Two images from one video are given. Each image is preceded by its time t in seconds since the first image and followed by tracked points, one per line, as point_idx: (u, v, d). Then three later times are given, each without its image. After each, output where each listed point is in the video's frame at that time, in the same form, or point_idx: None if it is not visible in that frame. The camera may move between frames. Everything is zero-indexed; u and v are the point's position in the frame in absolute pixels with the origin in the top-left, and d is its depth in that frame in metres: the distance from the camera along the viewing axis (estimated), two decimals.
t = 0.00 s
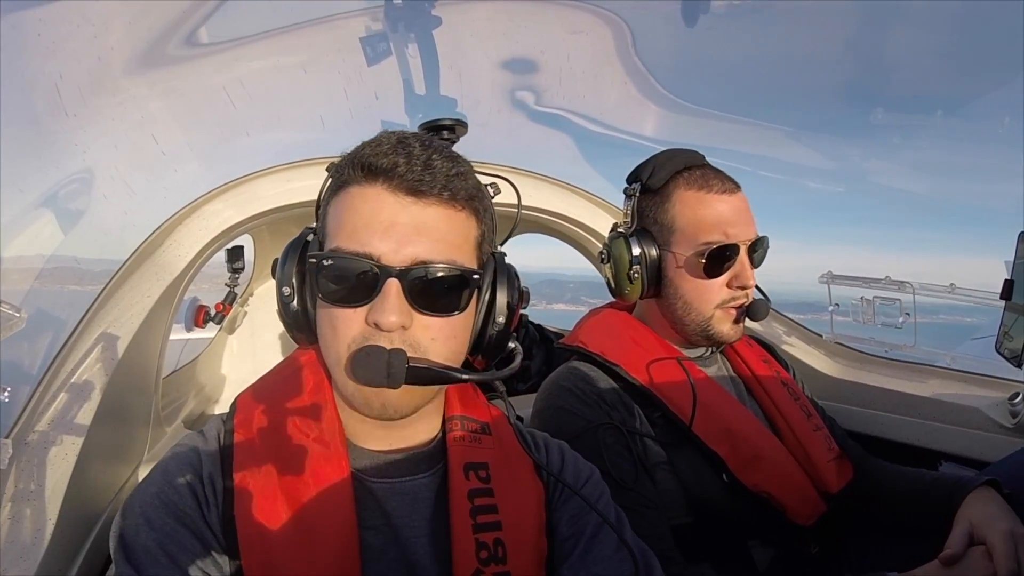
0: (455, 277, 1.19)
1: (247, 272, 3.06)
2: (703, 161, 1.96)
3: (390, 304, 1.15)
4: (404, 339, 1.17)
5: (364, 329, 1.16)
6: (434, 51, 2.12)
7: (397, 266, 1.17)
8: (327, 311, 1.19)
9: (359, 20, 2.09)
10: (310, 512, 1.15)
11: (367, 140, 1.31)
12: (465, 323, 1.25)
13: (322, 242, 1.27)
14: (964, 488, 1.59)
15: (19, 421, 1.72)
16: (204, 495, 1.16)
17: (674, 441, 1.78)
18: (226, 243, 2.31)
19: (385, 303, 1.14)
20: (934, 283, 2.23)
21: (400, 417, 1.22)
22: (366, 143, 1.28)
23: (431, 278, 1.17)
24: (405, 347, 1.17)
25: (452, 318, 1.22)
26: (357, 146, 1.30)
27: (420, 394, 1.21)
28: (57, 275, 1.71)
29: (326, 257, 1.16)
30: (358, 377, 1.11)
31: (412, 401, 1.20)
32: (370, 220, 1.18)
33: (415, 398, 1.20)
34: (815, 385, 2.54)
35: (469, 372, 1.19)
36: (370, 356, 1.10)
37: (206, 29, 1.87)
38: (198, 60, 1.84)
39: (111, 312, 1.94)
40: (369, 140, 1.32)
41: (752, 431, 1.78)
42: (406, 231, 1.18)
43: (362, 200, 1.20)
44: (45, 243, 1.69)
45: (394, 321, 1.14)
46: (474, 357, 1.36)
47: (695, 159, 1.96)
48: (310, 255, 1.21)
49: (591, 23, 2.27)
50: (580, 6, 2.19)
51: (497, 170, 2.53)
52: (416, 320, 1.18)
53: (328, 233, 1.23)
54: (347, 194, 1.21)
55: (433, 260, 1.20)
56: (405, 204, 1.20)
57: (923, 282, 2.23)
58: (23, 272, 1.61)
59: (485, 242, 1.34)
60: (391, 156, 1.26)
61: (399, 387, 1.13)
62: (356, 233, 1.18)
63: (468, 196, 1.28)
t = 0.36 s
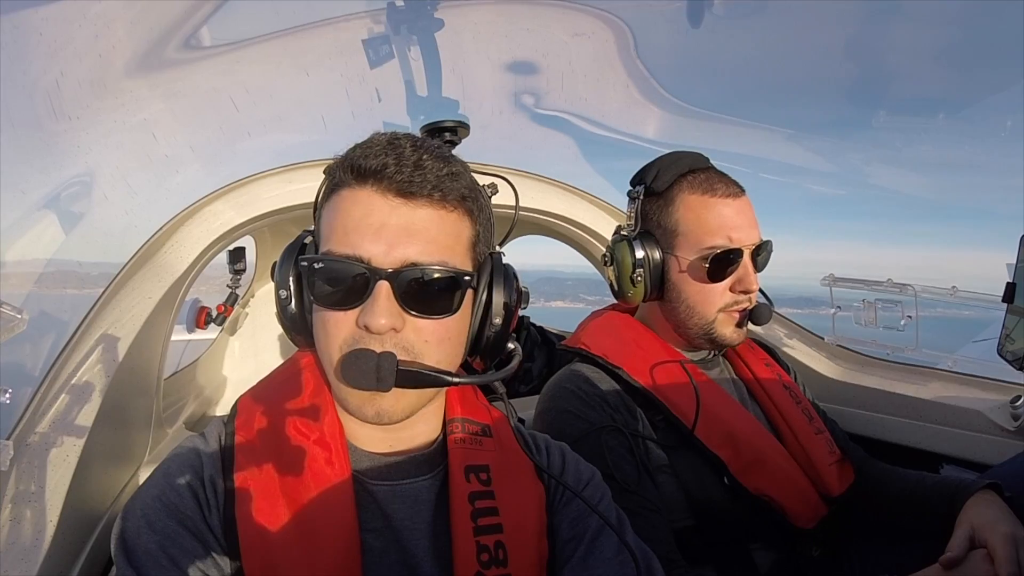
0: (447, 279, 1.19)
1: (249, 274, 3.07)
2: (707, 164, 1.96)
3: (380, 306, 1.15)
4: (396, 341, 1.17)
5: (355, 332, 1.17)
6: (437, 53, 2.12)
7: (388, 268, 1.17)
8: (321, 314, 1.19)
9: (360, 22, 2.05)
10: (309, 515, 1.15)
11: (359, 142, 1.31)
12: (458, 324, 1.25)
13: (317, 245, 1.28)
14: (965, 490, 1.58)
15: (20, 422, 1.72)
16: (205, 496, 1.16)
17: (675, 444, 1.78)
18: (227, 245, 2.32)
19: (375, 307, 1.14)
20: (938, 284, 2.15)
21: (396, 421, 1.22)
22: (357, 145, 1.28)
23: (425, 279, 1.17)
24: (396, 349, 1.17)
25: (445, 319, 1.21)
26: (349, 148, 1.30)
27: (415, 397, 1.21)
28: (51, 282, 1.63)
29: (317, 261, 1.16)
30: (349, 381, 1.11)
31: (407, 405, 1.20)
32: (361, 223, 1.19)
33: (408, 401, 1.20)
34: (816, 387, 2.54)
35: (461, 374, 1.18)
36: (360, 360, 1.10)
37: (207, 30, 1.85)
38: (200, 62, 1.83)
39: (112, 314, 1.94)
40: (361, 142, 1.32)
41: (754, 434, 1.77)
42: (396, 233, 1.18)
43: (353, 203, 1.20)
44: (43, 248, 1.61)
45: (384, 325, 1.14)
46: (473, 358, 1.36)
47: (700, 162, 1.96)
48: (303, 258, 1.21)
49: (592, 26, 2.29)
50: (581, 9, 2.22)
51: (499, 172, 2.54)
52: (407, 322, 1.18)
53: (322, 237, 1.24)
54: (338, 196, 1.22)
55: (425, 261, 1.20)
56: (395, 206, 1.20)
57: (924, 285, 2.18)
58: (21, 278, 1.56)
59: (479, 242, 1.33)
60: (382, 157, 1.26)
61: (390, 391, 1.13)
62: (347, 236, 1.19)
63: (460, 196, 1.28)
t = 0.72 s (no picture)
0: (446, 279, 1.19)
1: (249, 275, 3.07)
2: (706, 163, 1.96)
3: (377, 306, 1.14)
4: (394, 341, 1.17)
5: (353, 332, 1.17)
6: (436, 52, 2.12)
7: (385, 268, 1.17)
8: (319, 314, 1.19)
9: (359, 21, 2.04)
10: (309, 516, 1.15)
11: (357, 142, 1.31)
12: (457, 324, 1.25)
13: (315, 245, 1.28)
14: (967, 488, 1.58)
15: (20, 423, 1.72)
16: (205, 498, 1.16)
17: (676, 443, 1.78)
18: (227, 247, 2.32)
19: (373, 306, 1.14)
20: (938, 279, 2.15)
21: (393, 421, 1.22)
22: (355, 145, 1.28)
23: (423, 279, 1.17)
24: (394, 349, 1.17)
25: (443, 319, 1.21)
26: (347, 148, 1.30)
27: (413, 397, 1.20)
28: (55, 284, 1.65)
29: (315, 260, 1.16)
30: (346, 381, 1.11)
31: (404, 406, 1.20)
32: (358, 222, 1.18)
33: (407, 401, 1.20)
34: (817, 385, 2.54)
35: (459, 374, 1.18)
36: (358, 359, 1.10)
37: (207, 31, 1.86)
38: (201, 64, 1.84)
39: (112, 316, 1.95)
40: (359, 141, 1.32)
41: (755, 433, 1.77)
42: (394, 232, 1.18)
43: (351, 203, 1.20)
44: (42, 253, 1.59)
45: (382, 324, 1.14)
46: (472, 358, 1.36)
47: (698, 161, 1.96)
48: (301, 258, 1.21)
49: (592, 25, 2.26)
50: (581, 7, 2.19)
51: (499, 172, 2.54)
52: (404, 322, 1.18)
53: (320, 237, 1.24)
54: (337, 196, 1.22)
55: (423, 261, 1.19)
56: (393, 205, 1.19)
57: (925, 282, 2.17)
58: (22, 283, 1.55)
59: (478, 242, 1.33)
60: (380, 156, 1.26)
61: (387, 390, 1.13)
62: (345, 236, 1.19)
63: (459, 195, 1.27)
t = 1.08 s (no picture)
0: (442, 278, 1.18)
1: (249, 275, 3.07)
2: (705, 162, 1.96)
3: (372, 305, 1.14)
4: (389, 340, 1.17)
5: (348, 332, 1.17)
6: (435, 52, 2.12)
7: (379, 268, 1.17)
8: (315, 314, 1.19)
9: (357, 20, 2.05)
10: (309, 516, 1.15)
11: (351, 141, 1.31)
12: (453, 323, 1.25)
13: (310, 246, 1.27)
14: (967, 487, 1.58)
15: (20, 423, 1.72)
16: (205, 499, 1.16)
17: (676, 443, 1.78)
18: (227, 247, 2.32)
19: (367, 305, 1.14)
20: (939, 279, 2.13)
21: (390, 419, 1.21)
22: (350, 144, 1.28)
23: (419, 278, 1.17)
24: (389, 348, 1.17)
25: (439, 318, 1.21)
26: (341, 147, 1.30)
27: (409, 396, 1.20)
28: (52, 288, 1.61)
29: (309, 261, 1.16)
30: (341, 381, 1.11)
31: (401, 404, 1.20)
32: (352, 222, 1.18)
33: (403, 400, 1.19)
34: (817, 385, 2.54)
35: (455, 373, 1.18)
36: (353, 358, 1.10)
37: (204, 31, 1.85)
38: (201, 65, 1.84)
39: (112, 316, 1.95)
40: (354, 141, 1.32)
41: (755, 433, 1.76)
42: (388, 232, 1.18)
43: (345, 202, 1.20)
44: (42, 254, 1.57)
45: (376, 323, 1.14)
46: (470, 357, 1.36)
47: (697, 160, 1.95)
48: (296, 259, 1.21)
49: (591, 24, 2.26)
50: (578, 6, 2.19)
51: (498, 172, 2.54)
52: (399, 321, 1.17)
53: (314, 237, 1.23)
54: (331, 196, 1.22)
55: (418, 260, 1.19)
56: (386, 204, 1.19)
57: (925, 281, 2.16)
58: (21, 284, 1.54)
59: (474, 240, 1.33)
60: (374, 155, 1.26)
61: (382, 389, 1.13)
62: (339, 235, 1.19)
63: (453, 193, 1.27)
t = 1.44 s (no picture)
0: (435, 279, 1.19)
1: (250, 275, 3.07)
2: (704, 163, 1.96)
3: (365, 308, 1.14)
4: (383, 343, 1.17)
5: (343, 335, 1.16)
6: (435, 52, 2.12)
7: (372, 270, 1.16)
8: (309, 317, 1.19)
9: (358, 20, 2.04)
10: (308, 517, 1.15)
11: (343, 143, 1.31)
12: (448, 324, 1.24)
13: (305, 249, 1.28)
14: (967, 488, 1.58)
15: (20, 422, 1.72)
16: (204, 500, 1.15)
17: (677, 444, 1.77)
18: (227, 247, 2.32)
19: (360, 308, 1.14)
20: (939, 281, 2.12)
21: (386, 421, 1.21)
22: (341, 145, 1.28)
23: (414, 279, 1.17)
24: (383, 351, 1.17)
25: (433, 318, 1.21)
26: (333, 149, 1.30)
27: (405, 398, 1.20)
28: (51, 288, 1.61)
29: (302, 265, 1.16)
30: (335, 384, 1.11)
31: (396, 406, 1.19)
32: (345, 224, 1.18)
33: (398, 402, 1.19)
34: (817, 386, 2.54)
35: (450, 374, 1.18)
36: (346, 363, 1.10)
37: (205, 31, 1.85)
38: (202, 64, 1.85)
39: (112, 316, 1.94)
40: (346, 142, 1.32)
41: (756, 434, 1.76)
42: (380, 233, 1.17)
43: (337, 205, 1.20)
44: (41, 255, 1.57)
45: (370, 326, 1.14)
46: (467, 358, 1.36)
47: (698, 161, 1.95)
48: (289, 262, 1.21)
49: (591, 23, 2.25)
50: (579, 6, 2.18)
51: (499, 173, 2.54)
52: (393, 323, 1.17)
53: (309, 240, 1.24)
54: (323, 199, 1.22)
55: (412, 262, 1.19)
56: (378, 206, 1.19)
57: (926, 282, 2.15)
58: (21, 284, 1.54)
59: (469, 240, 1.33)
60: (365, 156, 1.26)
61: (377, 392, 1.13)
62: (332, 238, 1.19)
63: (446, 193, 1.27)
